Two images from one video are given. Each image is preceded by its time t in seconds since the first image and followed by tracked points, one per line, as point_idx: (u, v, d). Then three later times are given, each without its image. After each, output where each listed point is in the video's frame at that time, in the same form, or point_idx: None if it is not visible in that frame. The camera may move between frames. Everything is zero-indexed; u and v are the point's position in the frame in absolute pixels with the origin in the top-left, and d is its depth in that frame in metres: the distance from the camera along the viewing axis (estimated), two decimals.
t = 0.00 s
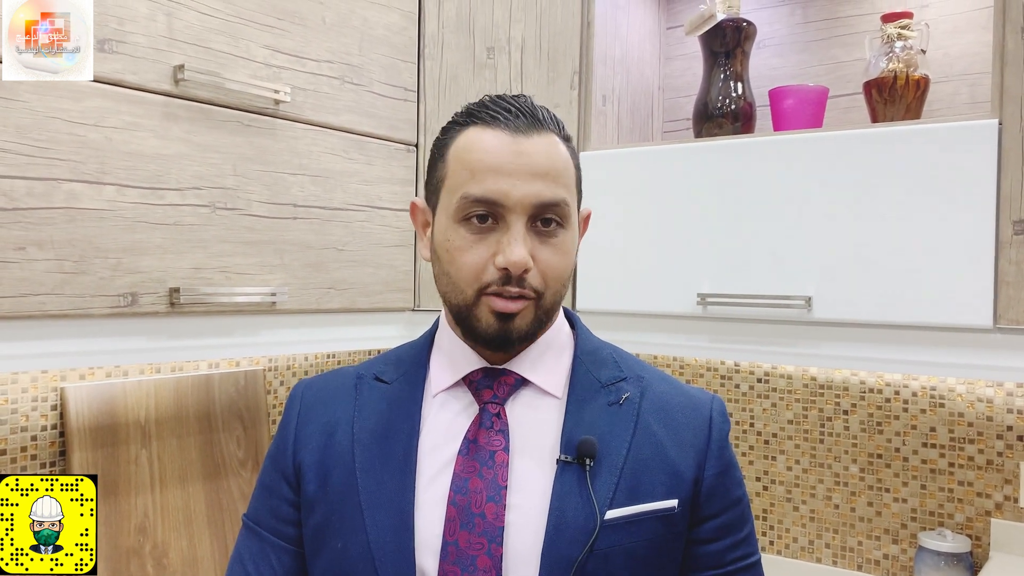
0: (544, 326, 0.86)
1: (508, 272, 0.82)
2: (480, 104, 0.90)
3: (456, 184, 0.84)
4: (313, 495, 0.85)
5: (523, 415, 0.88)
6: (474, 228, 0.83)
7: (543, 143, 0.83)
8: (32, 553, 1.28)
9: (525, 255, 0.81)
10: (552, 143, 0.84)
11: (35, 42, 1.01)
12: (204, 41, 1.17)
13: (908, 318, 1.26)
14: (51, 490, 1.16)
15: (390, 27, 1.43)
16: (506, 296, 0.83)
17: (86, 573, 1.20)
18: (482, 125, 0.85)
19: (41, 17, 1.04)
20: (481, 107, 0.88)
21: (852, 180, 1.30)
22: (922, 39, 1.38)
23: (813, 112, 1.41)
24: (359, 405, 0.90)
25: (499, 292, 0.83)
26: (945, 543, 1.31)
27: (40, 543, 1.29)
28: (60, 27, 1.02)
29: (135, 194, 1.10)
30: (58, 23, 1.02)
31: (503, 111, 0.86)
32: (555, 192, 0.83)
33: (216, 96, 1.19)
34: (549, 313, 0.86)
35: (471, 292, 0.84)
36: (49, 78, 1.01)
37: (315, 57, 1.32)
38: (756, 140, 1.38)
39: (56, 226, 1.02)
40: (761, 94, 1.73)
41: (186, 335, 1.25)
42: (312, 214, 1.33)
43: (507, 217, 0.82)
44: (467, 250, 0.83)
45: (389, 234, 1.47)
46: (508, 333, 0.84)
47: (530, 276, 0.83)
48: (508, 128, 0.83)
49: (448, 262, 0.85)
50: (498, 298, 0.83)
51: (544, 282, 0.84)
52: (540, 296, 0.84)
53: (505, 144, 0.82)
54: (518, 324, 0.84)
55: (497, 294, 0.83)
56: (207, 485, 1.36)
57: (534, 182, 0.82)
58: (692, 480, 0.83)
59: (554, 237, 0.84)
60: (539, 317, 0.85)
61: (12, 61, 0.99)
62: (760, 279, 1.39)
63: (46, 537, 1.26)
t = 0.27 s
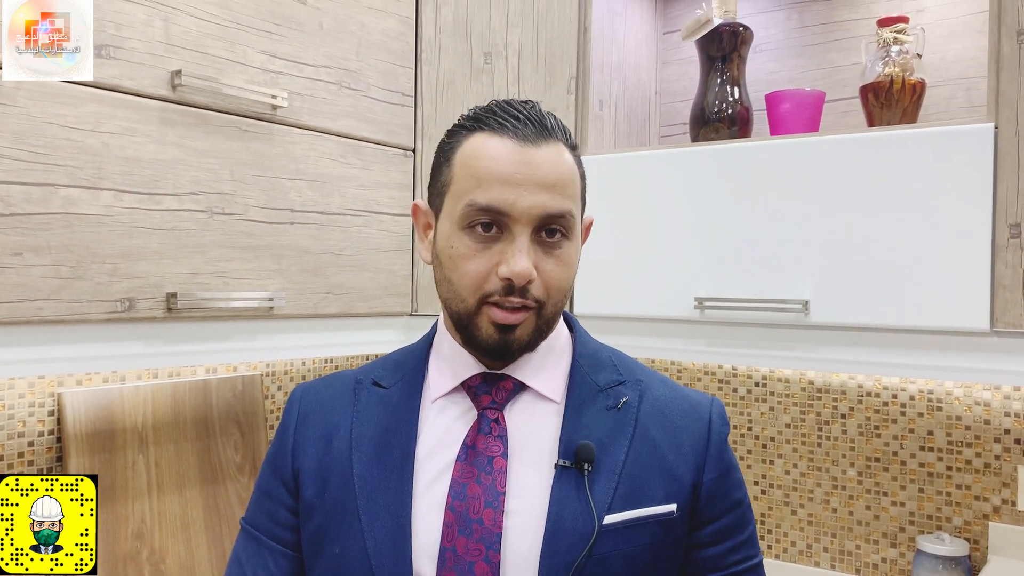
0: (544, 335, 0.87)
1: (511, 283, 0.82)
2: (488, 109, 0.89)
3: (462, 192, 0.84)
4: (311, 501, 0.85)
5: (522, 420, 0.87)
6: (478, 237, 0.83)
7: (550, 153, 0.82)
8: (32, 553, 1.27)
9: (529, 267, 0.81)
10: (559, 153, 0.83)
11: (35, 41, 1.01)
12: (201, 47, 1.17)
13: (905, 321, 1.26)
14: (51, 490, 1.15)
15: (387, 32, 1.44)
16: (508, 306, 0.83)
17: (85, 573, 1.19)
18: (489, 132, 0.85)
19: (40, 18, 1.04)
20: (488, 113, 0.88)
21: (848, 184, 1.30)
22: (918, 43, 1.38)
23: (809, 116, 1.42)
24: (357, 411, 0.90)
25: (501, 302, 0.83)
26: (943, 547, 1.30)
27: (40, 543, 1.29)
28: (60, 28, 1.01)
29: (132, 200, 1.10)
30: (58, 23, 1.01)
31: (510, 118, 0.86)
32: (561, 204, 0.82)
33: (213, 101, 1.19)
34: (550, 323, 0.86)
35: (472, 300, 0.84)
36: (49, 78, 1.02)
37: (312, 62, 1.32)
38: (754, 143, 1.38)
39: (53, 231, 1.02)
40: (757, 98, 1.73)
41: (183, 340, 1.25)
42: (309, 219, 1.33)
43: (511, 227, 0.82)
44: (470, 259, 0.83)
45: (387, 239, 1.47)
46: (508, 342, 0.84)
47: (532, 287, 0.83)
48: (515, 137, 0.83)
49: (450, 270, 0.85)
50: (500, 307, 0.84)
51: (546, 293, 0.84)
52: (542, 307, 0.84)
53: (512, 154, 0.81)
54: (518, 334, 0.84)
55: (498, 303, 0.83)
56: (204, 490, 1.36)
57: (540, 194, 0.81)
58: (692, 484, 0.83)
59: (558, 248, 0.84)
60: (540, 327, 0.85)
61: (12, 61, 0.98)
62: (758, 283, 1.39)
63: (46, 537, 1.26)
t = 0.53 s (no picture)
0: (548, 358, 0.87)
1: (510, 312, 0.82)
2: (485, 127, 0.89)
3: (458, 219, 0.83)
4: (314, 511, 0.85)
5: (530, 436, 0.87)
6: (475, 265, 0.83)
7: (546, 177, 0.81)
8: (32, 553, 1.27)
9: (527, 295, 0.81)
10: (556, 176, 0.82)
11: (35, 42, 1.01)
12: (202, 57, 1.17)
13: (905, 329, 1.26)
14: (51, 490, 1.16)
15: (387, 42, 1.44)
16: (508, 333, 0.83)
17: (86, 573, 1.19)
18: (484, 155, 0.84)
19: (40, 17, 1.04)
20: (484, 132, 0.87)
21: (847, 193, 1.30)
22: (916, 52, 1.38)
23: (808, 125, 1.42)
24: (362, 421, 0.90)
25: (501, 330, 0.83)
26: (944, 554, 1.30)
27: (40, 543, 1.29)
28: (60, 28, 1.01)
29: (133, 210, 1.10)
30: (58, 23, 1.01)
31: (507, 138, 0.85)
32: (559, 229, 0.81)
33: (214, 111, 1.20)
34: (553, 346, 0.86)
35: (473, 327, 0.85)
36: (49, 78, 1.02)
37: (313, 72, 1.32)
38: (754, 152, 1.39)
39: (54, 242, 1.02)
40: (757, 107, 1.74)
41: (183, 349, 1.25)
42: (310, 229, 1.33)
43: (509, 255, 0.82)
44: (469, 287, 0.83)
45: (388, 248, 1.48)
46: (511, 369, 0.85)
47: (532, 314, 0.83)
48: (510, 161, 0.82)
49: (450, 297, 0.85)
50: (500, 335, 0.84)
51: (547, 318, 0.84)
52: (543, 332, 0.84)
53: (507, 181, 0.80)
54: (520, 360, 0.84)
55: (499, 331, 0.84)
56: (205, 500, 1.35)
57: (537, 221, 0.80)
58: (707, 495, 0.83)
59: (558, 272, 0.84)
60: (542, 352, 0.85)
61: (11, 61, 0.99)
62: (758, 291, 1.39)
63: (46, 537, 1.25)
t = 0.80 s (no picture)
0: (557, 354, 0.87)
1: (518, 302, 0.82)
2: (492, 128, 0.90)
3: (466, 212, 0.84)
4: (321, 517, 0.85)
5: (540, 442, 0.87)
6: (483, 257, 0.83)
7: (554, 170, 0.83)
8: (32, 553, 1.27)
9: (535, 285, 0.81)
10: (564, 169, 0.83)
11: (35, 42, 1.02)
12: (203, 64, 1.17)
13: (905, 335, 1.26)
14: (51, 490, 1.16)
15: (388, 49, 1.45)
16: (517, 325, 0.83)
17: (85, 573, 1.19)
18: (493, 151, 0.85)
19: (40, 17, 1.04)
20: (491, 131, 0.89)
21: (848, 199, 1.30)
22: (916, 58, 1.39)
23: (808, 131, 1.42)
24: (370, 427, 0.90)
25: (510, 322, 0.83)
26: (945, 561, 1.30)
27: (40, 543, 1.28)
28: (60, 28, 1.01)
29: (134, 216, 1.10)
30: (58, 23, 1.01)
31: (514, 135, 0.87)
32: (567, 220, 0.82)
33: (214, 118, 1.20)
34: (562, 341, 0.86)
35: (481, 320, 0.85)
36: (49, 78, 1.02)
37: (313, 79, 1.32)
38: (754, 158, 1.39)
39: (54, 249, 1.02)
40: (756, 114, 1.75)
41: (183, 356, 1.25)
42: (310, 235, 1.33)
43: (517, 246, 0.82)
44: (477, 279, 0.84)
45: (388, 254, 1.48)
46: (520, 362, 0.84)
47: (541, 305, 0.83)
48: (518, 154, 0.83)
49: (458, 291, 0.85)
50: (509, 328, 0.84)
51: (556, 311, 0.84)
52: (552, 325, 0.84)
53: (515, 172, 0.82)
54: (529, 354, 0.84)
55: (507, 323, 0.84)
56: (205, 507, 1.35)
57: (545, 212, 0.81)
58: (717, 502, 0.83)
59: (566, 265, 0.84)
60: (551, 346, 0.85)
61: (11, 61, 0.99)
62: (758, 297, 1.39)
63: (46, 537, 1.25)
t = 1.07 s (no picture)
0: (565, 356, 0.87)
1: (527, 304, 0.82)
2: (495, 132, 0.90)
3: (472, 216, 0.84)
4: (328, 525, 0.85)
5: (546, 449, 0.87)
6: (491, 260, 0.84)
7: (558, 171, 0.83)
8: (32, 553, 1.27)
9: (544, 286, 0.81)
10: (568, 171, 0.84)
11: (35, 42, 1.02)
12: (203, 69, 1.18)
13: (904, 339, 1.27)
14: (51, 490, 1.16)
15: (388, 54, 1.45)
16: (526, 327, 0.83)
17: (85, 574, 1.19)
18: (497, 155, 0.86)
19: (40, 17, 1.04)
20: (494, 136, 0.89)
21: (847, 203, 1.31)
22: (914, 63, 1.39)
23: (808, 136, 1.43)
24: (376, 434, 0.89)
25: (518, 324, 0.83)
26: (945, 565, 1.30)
27: (40, 543, 1.28)
28: (60, 28, 1.02)
29: (135, 221, 1.10)
30: (58, 23, 1.02)
31: (518, 139, 0.87)
32: (573, 221, 0.83)
33: (215, 123, 1.20)
34: (570, 343, 0.86)
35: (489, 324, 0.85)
36: (48, 78, 1.02)
37: (314, 84, 1.33)
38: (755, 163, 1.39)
39: (55, 253, 1.02)
40: (755, 118, 1.75)
41: (184, 361, 1.25)
42: (311, 240, 1.34)
43: (524, 248, 0.82)
44: (485, 282, 0.84)
45: (388, 258, 1.48)
46: (529, 364, 0.84)
47: (550, 307, 0.83)
48: (522, 157, 0.84)
49: (466, 295, 0.85)
50: (518, 330, 0.84)
51: (564, 312, 0.84)
52: (560, 326, 0.84)
53: (520, 174, 0.82)
54: (539, 355, 0.84)
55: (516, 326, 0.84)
56: (205, 511, 1.35)
57: (551, 213, 0.82)
58: (720, 509, 0.83)
59: (573, 266, 0.84)
60: (560, 347, 0.85)
61: (11, 61, 0.99)
62: (757, 302, 1.39)
63: (47, 537, 1.25)
